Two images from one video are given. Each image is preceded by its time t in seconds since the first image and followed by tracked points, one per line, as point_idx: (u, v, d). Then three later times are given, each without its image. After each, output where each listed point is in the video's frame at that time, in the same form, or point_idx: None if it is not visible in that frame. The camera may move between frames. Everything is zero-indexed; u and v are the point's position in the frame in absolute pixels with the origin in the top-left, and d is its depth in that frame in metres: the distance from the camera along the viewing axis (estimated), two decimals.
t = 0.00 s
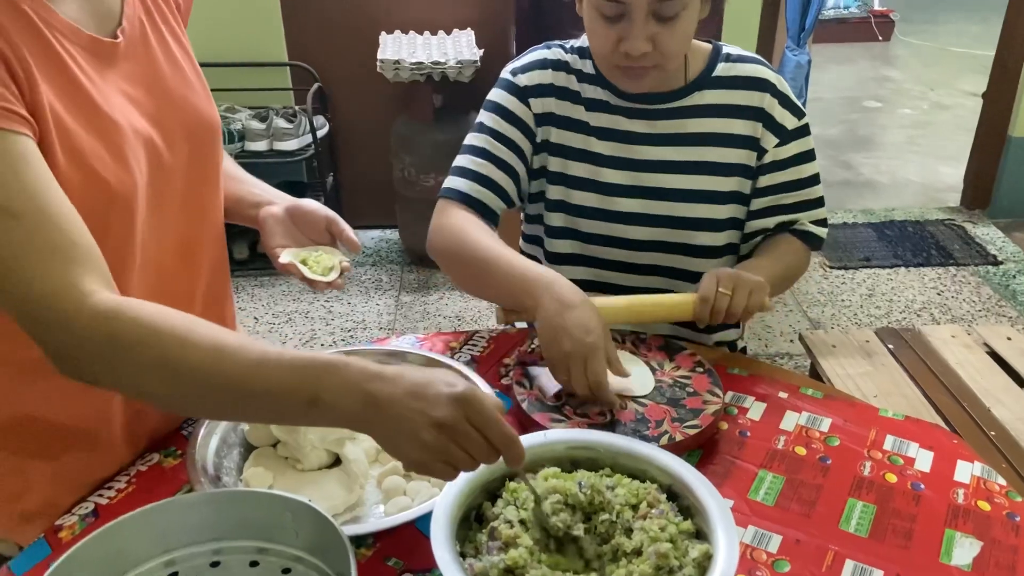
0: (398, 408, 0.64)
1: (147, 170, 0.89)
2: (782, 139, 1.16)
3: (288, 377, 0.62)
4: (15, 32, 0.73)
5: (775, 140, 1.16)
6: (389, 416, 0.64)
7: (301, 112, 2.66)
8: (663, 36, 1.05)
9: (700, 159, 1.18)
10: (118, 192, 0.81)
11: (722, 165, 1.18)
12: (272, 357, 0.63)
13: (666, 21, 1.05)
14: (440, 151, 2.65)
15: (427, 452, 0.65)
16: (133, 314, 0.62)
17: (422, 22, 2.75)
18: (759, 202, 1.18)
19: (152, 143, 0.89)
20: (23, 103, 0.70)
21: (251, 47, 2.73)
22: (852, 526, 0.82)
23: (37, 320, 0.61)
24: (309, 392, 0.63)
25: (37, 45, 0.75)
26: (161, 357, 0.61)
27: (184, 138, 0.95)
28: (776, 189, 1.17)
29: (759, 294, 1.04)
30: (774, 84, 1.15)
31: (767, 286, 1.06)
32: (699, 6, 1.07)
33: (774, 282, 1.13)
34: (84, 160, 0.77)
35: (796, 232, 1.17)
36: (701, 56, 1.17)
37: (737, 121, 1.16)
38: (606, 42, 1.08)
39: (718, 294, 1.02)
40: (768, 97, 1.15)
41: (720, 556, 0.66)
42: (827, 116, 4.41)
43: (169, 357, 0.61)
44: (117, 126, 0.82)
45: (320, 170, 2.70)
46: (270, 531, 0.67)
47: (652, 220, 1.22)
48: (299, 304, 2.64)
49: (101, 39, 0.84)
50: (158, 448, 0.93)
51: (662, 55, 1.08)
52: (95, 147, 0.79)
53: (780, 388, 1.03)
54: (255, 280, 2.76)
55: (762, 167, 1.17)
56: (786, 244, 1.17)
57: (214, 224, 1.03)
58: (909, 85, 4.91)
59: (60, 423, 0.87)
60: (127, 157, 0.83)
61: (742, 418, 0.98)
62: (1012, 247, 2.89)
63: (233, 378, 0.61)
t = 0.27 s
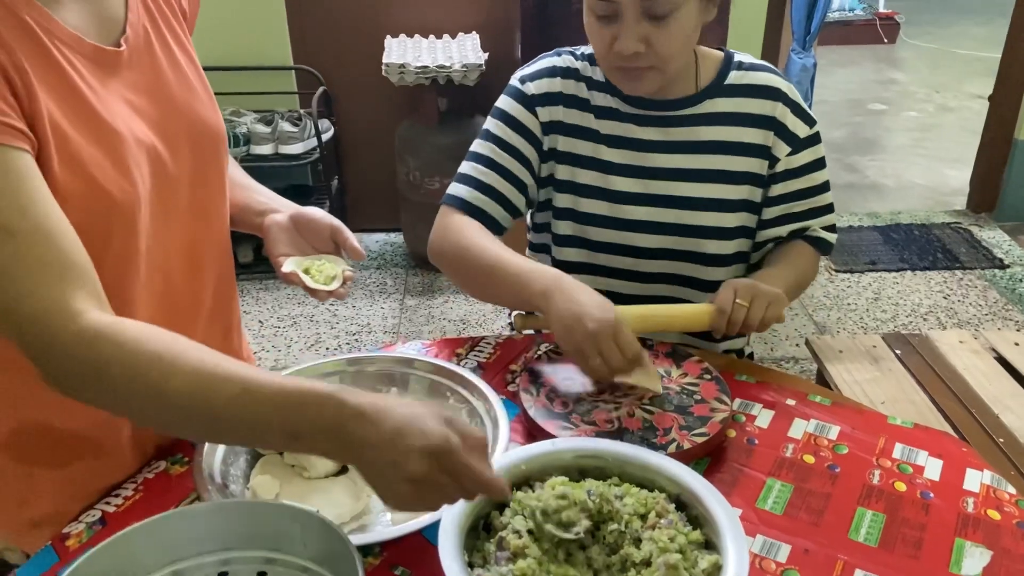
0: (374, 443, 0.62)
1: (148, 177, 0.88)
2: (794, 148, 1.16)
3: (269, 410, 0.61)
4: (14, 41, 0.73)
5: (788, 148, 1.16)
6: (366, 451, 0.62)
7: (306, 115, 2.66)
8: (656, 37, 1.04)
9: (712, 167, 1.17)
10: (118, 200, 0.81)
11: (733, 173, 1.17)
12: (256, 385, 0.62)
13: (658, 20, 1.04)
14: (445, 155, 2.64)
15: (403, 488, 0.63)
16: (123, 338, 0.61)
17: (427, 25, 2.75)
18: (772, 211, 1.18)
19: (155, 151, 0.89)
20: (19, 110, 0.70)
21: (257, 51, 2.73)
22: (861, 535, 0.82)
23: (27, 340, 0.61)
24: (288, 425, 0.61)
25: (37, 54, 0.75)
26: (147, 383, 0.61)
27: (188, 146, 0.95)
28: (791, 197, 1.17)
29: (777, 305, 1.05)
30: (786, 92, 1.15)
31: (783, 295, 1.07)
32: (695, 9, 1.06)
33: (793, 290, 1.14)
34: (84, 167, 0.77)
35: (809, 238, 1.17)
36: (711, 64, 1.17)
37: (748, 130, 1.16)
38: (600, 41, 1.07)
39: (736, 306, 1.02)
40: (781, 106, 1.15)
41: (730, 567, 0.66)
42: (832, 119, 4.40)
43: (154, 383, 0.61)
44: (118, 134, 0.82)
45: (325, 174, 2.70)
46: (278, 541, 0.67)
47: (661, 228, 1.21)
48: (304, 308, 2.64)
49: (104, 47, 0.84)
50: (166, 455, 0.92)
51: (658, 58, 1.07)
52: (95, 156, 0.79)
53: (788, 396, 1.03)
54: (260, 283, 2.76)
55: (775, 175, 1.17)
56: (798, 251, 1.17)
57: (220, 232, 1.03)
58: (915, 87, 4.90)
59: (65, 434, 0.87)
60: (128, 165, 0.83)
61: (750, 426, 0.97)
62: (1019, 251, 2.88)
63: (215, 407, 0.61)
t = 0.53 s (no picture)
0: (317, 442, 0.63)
1: (152, 179, 0.88)
2: (806, 155, 1.15)
3: (225, 420, 0.62)
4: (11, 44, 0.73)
5: (800, 156, 1.15)
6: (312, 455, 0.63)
7: (312, 116, 2.67)
8: (639, 38, 1.04)
9: (720, 173, 1.17)
10: (121, 202, 0.81)
11: (741, 180, 1.17)
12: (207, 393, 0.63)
13: (640, 22, 1.03)
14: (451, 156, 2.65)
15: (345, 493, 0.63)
16: (73, 351, 0.62)
17: (432, 26, 2.75)
18: (783, 219, 1.18)
19: (157, 153, 0.89)
20: (14, 118, 0.71)
21: (262, 52, 2.73)
22: (871, 536, 0.81)
23: None
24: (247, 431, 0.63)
25: (35, 55, 0.75)
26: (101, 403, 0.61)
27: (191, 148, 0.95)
28: (803, 204, 1.16)
29: (789, 314, 1.06)
30: (798, 99, 1.14)
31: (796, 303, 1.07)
32: (684, 10, 1.05)
33: (807, 297, 1.14)
34: (85, 168, 0.77)
35: (824, 245, 1.16)
36: (723, 68, 1.17)
37: (759, 136, 1.15)
38: (588, 42, 1.08)
39: (747, 313, 1.03)
40: (794, 113, 1.14)
41: (740, 566, 0.65)
42: (838, 119, 4.40)
43: (103, 401, 0.61)
44: (119, 135, 0.82)
45: (330, 175, 2.70)
46: (288, 540, 0.67)
47: (666, 233, 1.21)
48: (310, 308, 2.64)
49: (106, 48, 0.85)
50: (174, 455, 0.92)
51: (644, 60, 1.06)
52: (99, 158, 0.79)
53: (797, 395, 1.02)
54: (266, 284, 2.76)
55: (786, 182, 1.16)
56: (814, 257, 1.16)
57: (223, 235, 1.03)
58: (921, 87, 4.89)
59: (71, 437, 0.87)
60: (131, 167, 0.83)
61: (759, 426, 0.97)
62: None
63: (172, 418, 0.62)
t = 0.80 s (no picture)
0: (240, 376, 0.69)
1: (145, 184, 0.89)
2: (809, 164, 1.15)
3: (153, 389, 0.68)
4: None
5: (803, 165, 1.15)
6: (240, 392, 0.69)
7: (316, 118, 2.67)
8: (630, 44, 1.04)
9: (721, 180, 1.17)
10: (108, 208, 0.81)
11: (743, 188, 1.17)
12: (138, 366, 0.68)
13: (630, 27, 1.03)
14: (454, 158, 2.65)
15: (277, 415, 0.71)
16: None
17: (436, 28, 2.75)
18: (787, 228, 1.17)
19: (149, 157, 0.90)
20: None
21: (266, 54, 2.73)
22: (874, 542, 0.81)
23: None
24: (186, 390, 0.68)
25: (16, 62, 0.76)
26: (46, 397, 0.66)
27: (188, 154, 0.96)
28: (806, 213, 1.16)
29: (806, 330, 1.05)
30: (802, 107, 1.14)
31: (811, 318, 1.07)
32: (676, 14, 1.04)
33: (817, 308, 1.13)
34: (70, 173, 0.77)
35: (828, 256, 1.16)
36: (727, 76, 1.16)
37: (761, 145, 1.15)
38: (581, 45, 1.08)
39: (764, 330, 1.03)
40: (796, 122, 1.14)
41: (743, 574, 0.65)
42: (842, 120, 4.39)
43: (35, 401, 0.66)
44: (105, 140, 0.82)
45: (334, 177, 2.71)
46: (292, 547, 0.67)
47: (670, 240, 1.21)
48: (314, 310, 2.65)
49: (99, 52, 0.85)
50: (179, 460, 0.92)
51: (637, 66, 1.06)
52: (88, 165, 0.80)
53: (801, 401, 1.02)
54: (269, 285, 2.77)
55: (788, 191, 1.16)
56: (818, 267, 1.15)
57: (223, 241, 1.03)
58: (925, 88, 4.88)
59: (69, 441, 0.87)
60: (120, 172, 0.83)
61: (762, 432, 0.97)
62: None
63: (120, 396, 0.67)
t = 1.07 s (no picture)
0: (187, 300, 0.73)
1: (137, 175, 0.89)
2: (817, 159, 1.14)
3: (115, 328, 0.72)
4: None
5: (811, 160, 1.14)
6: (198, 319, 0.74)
7: (321, 115, 2.67)
8: (628, 37, 1.03)
9: (729, 176, 1.16)
10: (96, 199, 0.81)
11: (750, 184, 1.16)
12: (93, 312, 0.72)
13: (628, 20, 1.03)
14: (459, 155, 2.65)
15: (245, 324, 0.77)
16: None
17: (441, 25, 2.75)
18: (795, 223, 1.16)
19: (140, 147, 0.90)
20: None
21: (272, 52, 2.73)
22: (883, 537, 0.81)
23: None
24: (138, 330, 0.73)
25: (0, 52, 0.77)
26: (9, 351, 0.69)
27: (185, 146, 0.96)
28: (814, 209, 1.15)
29: (825, 331, 1.05)
30: (810, 102, 1.13)
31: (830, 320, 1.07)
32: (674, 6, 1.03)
33: (830, 306, 1.12)
34: (52, 164, 0.78)
35: (837, 250, 1.15)
36: (734, 71, 1.16)
37: (769, 140, 1.15)
38: (581, 40, 1.08)
39: (783, 334, 1.03)
40: (803, 116, 1.13)
41: (752, 567, 0.65)
42: (848, 117, 4.38)
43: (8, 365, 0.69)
44: (91, 130, 0.83)
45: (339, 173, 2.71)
46: (300, 539, 0.66)
47: (677, 237, 1.21)
48: (320, 307, 2.64)
49: (89, 44, 0.86)
50: (184, 454, 0.92)
51: (635, 60, 1.06)
52: (74, 155, 0.80)
53: (809, 396, 1.02)
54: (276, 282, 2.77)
55: (796, 186, 1.16)
56: (825, 263, 1.15)
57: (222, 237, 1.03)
58: (932, 85, 4.87)
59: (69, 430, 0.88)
60: (108, 162, 0.84)
61: (770, 426, 0.97)
62: None
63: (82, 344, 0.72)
